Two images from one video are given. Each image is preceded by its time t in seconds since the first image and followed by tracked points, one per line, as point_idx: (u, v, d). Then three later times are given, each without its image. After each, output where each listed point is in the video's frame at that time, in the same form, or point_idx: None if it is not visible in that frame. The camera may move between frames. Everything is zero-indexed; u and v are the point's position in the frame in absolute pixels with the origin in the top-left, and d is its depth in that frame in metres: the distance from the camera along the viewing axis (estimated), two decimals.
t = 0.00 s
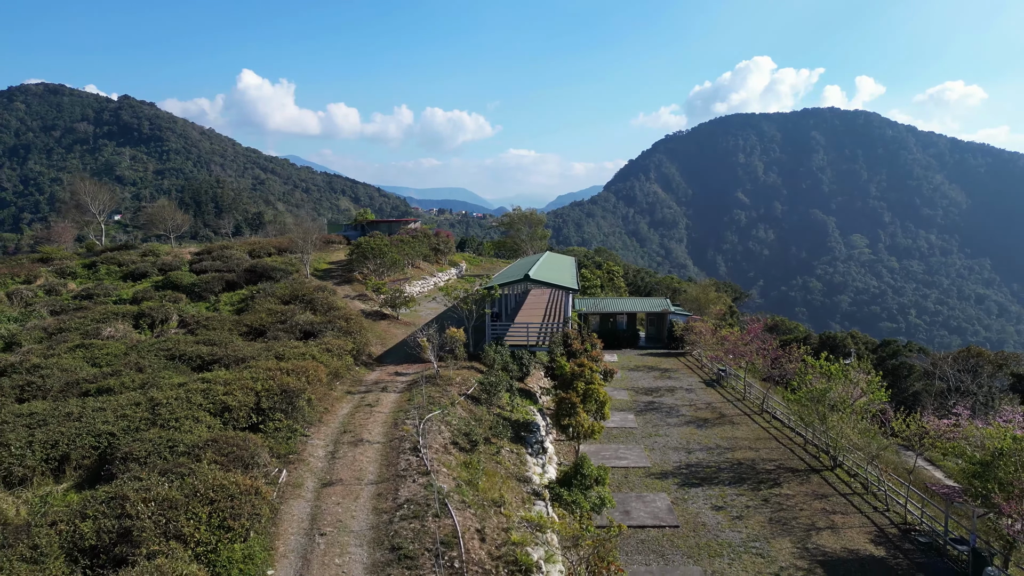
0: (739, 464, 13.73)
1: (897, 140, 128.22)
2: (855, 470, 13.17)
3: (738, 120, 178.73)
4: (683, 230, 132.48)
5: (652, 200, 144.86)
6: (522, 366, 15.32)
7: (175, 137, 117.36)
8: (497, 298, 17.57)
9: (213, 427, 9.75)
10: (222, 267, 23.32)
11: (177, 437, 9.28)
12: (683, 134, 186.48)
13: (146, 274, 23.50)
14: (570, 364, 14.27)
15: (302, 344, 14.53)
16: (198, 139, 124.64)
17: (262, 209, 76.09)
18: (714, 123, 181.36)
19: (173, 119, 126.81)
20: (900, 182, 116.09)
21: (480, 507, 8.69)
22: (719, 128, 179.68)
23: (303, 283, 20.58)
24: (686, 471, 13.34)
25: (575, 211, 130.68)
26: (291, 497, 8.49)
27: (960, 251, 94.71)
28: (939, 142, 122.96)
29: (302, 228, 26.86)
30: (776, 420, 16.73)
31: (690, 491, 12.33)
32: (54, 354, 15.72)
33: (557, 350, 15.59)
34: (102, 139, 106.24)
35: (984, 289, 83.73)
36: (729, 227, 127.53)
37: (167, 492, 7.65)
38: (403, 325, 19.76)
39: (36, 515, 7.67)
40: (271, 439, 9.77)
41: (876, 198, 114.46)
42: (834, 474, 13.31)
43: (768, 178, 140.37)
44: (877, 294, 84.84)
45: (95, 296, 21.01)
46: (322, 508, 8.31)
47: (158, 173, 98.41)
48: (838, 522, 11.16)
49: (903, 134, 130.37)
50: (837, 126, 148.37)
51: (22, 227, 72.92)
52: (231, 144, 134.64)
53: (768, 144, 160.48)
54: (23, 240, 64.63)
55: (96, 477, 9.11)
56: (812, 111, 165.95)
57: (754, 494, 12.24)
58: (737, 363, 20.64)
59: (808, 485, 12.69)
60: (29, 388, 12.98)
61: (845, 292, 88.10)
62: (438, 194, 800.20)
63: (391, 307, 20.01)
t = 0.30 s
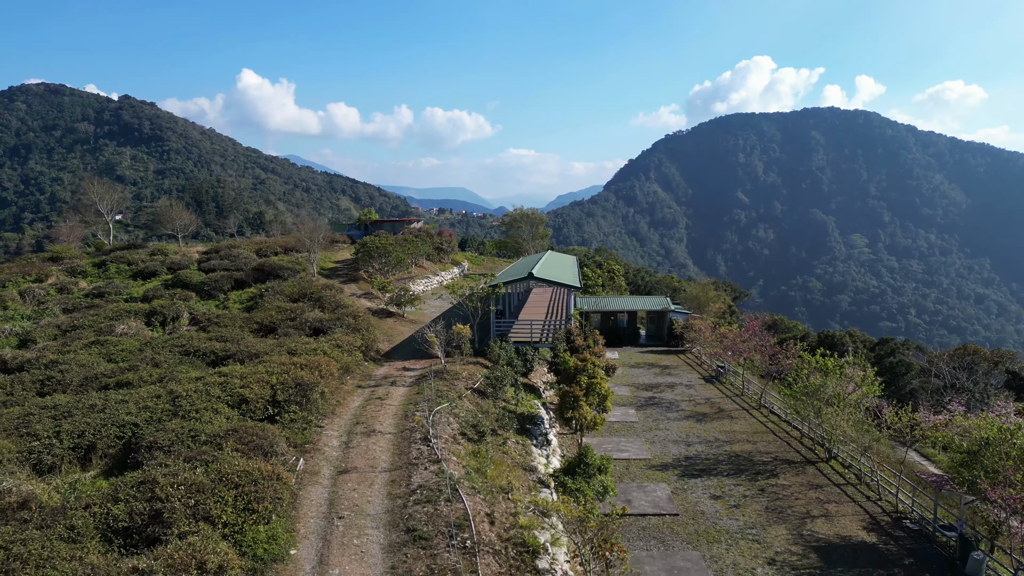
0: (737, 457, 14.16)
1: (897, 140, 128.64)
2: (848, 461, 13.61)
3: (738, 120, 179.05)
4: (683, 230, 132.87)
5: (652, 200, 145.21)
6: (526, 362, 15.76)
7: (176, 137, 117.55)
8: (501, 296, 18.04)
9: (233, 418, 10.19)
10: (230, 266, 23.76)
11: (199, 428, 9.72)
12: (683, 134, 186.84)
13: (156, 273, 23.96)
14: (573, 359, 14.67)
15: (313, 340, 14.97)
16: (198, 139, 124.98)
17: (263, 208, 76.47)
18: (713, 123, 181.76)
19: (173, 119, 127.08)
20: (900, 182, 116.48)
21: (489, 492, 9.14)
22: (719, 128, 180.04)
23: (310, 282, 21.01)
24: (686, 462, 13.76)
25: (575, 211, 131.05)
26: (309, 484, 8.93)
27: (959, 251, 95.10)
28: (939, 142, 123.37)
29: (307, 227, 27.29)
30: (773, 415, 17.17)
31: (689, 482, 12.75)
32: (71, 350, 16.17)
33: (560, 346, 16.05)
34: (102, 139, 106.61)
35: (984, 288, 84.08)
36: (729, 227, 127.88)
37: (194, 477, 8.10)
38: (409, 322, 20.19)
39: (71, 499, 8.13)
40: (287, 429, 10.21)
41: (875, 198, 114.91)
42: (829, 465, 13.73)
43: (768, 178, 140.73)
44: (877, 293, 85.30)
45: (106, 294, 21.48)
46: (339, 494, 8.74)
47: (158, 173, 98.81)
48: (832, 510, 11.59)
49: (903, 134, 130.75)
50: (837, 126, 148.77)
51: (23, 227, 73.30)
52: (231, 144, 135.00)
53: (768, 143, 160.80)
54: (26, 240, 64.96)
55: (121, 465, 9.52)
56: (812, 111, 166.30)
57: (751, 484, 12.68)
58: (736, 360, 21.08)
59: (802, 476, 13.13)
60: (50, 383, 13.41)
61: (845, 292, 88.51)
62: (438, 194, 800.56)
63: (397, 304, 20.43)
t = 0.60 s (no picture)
0: (735, 449, 14.62)
1: (897, 140, 129.12)
2: (843, 453, 14.06)
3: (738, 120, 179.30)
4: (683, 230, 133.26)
5: (652, 200, 145.59)
6: (530, 358, 16.21)
7: (176, 137, 117.75)
8: (505, 294, 18.52)
9: (251, 410, 10.65)
10: (238, 265, 24.22)
11: (220, 418, 10.19)
12: (683, 134, 187.28)
13: (165, 272, 24.41)
14: (576, 354, 15.22)
15: (324, 337, 15.42)
16: (199, 139, 125.34)
17: (264, 208, 76.89)
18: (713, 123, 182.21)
19: (174, 119, 127.38)
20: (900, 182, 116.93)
21: (498, 480, 9.60)
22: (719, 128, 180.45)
23: (318, 280, 21.47)
24: (685, 455, 14.23)
25: (575, 211, 131.44)
26: (326, 471, 9.37)
27: (959, 250, 95.55)
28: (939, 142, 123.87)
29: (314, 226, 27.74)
30: (771, 410, 17.62)
31: (689, 473, 13.20)
32: (87, 346, 16.64)
33: (564, 342, 16.52)
34: (103, 139, 107.02)
35: (984, 288, 84.51)
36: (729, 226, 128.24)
37: (220, 464, 8.57)
38: (415, 320, 20.64)
39: (103, 482, 8.61)
40: (304, 420, 10.67)
41: (875, 198, 115.36)
42: (824, 457, 14.18)
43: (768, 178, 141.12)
44: (877, 293, 85.78)
45: (118, 293, 21.95)
46: (355, 480, 9.20)
47: (159, 173, 99.25)
48: (826, 499, 12.04)
49: (903, 134, 131.26)
50: (837, 126, 149.25)
51: (24, 226, 73.73)
52: (231, 144, 135.40)
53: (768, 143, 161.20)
54: (28, 240, 65.34)
55: (146, 454, 9.98)
56: (812, 111, 166.70)
57: (748, 475, 13.14)
58: (734, 357, 21.54)
59: (798, 467, 13.58)
60: (71, 377, 13.92)
61: (845, 291, 88.96)
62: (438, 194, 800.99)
63: (403, 303, 20.89)
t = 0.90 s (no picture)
0: (733, 442, 15.10)
1: (896, 141, 129.68)
2: (837, 446, 14.55)
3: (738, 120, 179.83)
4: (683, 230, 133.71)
5: (652, 200, 146.01)
6: (534, 354, 16.70)
7: (177, 137, 118.03)
8: (510, 291, 19.08)
9: (269, 401, 11.16)
10: (247, 264, 24.70)
11: (241, 409, 10.71)
12: (683, 134, 187.72)
13: (175, 271, 24.88)
14: (579, 349, 15.74)
15: (334, 333, 15.95)
16: (199, 139, 125.77)
17: (265, 208, 77.38)
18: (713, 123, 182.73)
19: (174, 119, 127.82)
20: (899, 182, 117.45)
21: (506, 466, 10.10)
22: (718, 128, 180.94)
23: (326, 279, 21.95)
24: (685, 447, 14.73)
25: (575, 211, 131.92)
26: (343, 458, 9.87)
27: (958, 250, 96.04)
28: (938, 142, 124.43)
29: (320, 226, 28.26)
30: (768, 404, 18.11)
31: (688, 464, 13.68)
32: (104, 342, 17.13)
33: (567, 338, 17.06)
34: (104, 139, 107.51)
35: (983, 288, 84.96)
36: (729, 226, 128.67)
37: (243, 450, 9.07)
38: (420, 317, 21.13)
39: (133, 467, 9.12)
40: (320, 410, 11.16)
41: (875, 198, 115.85)
42: (819, 449, 14.68)
43: (768, 178, 141.57)
44: (876, 293, 86.32)
45: (130, 291, 22.42)
46: (371, 467, 9.70)
47: (160, 173, 99.75)
48: (820, 488, 12.53)
49: (902, 134, 131.83)
50: (837, 126, 149.78)
51: (26, 226, 74.27)
52: (231, 144, 135.87)
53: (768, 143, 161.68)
54: (30, 240, 65.75)
55: (170, 442, 10.49)
56: (812, 111, 167.27)
57: (746, 466, 13.63)
58: (732, 354, 22.06)
59: (793, 458, 14.08)
60: (91, 372, 14.41)
61: (844, 291, 89.49)
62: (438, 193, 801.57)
63: (409, 301, 21.38)
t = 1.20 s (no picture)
0: (730, 434, 15.62)
1: (896, 141, 130.31)
2: (830, 437, 15.09)
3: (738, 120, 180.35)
4: (683, 230, 134.20)
5: (652, 200, 146.49)
6: (538, 349, 17.22)
7: (177, 137, 118.22)
8: (515, 289, 19.66)
9: (286, 393, 11.70)
10: (255, 263, 25.23)
11: (261, 400, 11.24)
12: (683, 134, 188.26)
13: (185, 270, 25.41)
14: (582, 346, 16.12)
15: (345, 329, 16.47)
16: (200, 139, 126.18)
17: (265, 208, 77.79)
18: (713, 124, 183.26)
19: (175, 119, 128.21)
20: (898, 182, 118.03)
21: (513, 454, 10.63)
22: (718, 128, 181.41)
23: (334, 278, 22.45)
24: (684, 439, 15.25)
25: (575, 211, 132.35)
26: (359, 446, 10.41)
27: (958, 250, 96.56)
28: (938, 142, 125.06)
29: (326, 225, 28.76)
30: (764, 399, 18.64)
31: (687, 455, 14.21)
32: (120, 339, 17.64)
33: (570, 334, 17.60)
34: (104, 139, 107.97)
35: (983, 288, 85.48)
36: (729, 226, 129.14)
37: (265, 437, 9.62)
38: (426, 315, 21.61)
39: (163, 452, 9.67)
40: (335, 401, 11.69)
41: (874, 198, 116.36)
42: (813, 441, 15.21)
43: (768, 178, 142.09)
44: (875, 293, 86.84)
45: (142, 289, 22.94)
46: (386, 454, 10.23)
47: (160, 173, 100.20)
48: (813, 477, 13.07)
49: (902, 135, 132.34)
50: (837, 126, 150.39)
51: (27, 226, 74.73)
52: (232, 144, 136.32)
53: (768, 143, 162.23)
54: (32, 240, 66.19)
55: (193, 431, 11.02)
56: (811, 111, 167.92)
57: (742, 456, 14.16)
58: (730, 350, 22.60)
59: (789, 449, 14.60)
60: (111, 366, 14.95)
61: (844, 291, 90.07)
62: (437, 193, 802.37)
63: (414, 299, 21.87)
